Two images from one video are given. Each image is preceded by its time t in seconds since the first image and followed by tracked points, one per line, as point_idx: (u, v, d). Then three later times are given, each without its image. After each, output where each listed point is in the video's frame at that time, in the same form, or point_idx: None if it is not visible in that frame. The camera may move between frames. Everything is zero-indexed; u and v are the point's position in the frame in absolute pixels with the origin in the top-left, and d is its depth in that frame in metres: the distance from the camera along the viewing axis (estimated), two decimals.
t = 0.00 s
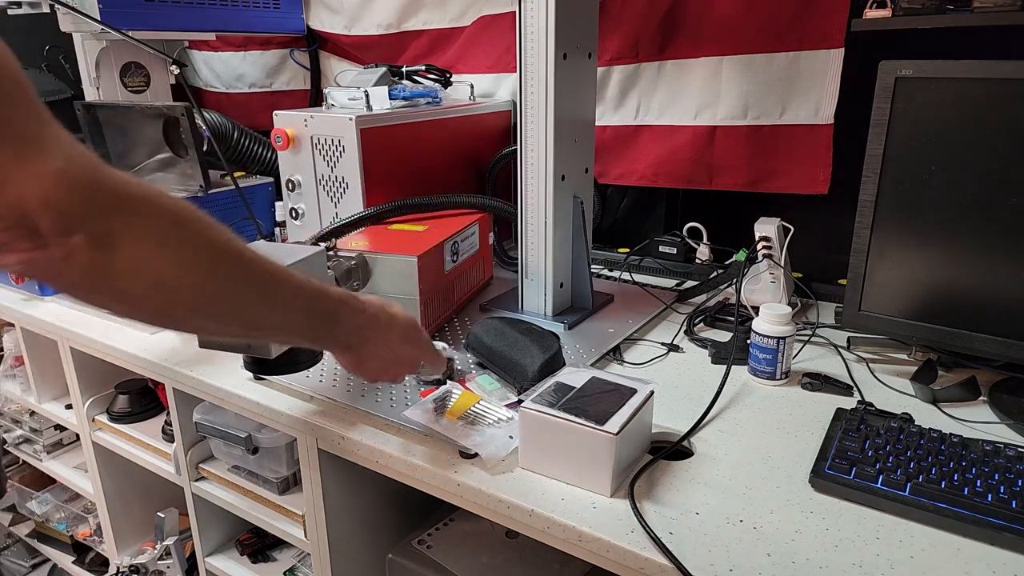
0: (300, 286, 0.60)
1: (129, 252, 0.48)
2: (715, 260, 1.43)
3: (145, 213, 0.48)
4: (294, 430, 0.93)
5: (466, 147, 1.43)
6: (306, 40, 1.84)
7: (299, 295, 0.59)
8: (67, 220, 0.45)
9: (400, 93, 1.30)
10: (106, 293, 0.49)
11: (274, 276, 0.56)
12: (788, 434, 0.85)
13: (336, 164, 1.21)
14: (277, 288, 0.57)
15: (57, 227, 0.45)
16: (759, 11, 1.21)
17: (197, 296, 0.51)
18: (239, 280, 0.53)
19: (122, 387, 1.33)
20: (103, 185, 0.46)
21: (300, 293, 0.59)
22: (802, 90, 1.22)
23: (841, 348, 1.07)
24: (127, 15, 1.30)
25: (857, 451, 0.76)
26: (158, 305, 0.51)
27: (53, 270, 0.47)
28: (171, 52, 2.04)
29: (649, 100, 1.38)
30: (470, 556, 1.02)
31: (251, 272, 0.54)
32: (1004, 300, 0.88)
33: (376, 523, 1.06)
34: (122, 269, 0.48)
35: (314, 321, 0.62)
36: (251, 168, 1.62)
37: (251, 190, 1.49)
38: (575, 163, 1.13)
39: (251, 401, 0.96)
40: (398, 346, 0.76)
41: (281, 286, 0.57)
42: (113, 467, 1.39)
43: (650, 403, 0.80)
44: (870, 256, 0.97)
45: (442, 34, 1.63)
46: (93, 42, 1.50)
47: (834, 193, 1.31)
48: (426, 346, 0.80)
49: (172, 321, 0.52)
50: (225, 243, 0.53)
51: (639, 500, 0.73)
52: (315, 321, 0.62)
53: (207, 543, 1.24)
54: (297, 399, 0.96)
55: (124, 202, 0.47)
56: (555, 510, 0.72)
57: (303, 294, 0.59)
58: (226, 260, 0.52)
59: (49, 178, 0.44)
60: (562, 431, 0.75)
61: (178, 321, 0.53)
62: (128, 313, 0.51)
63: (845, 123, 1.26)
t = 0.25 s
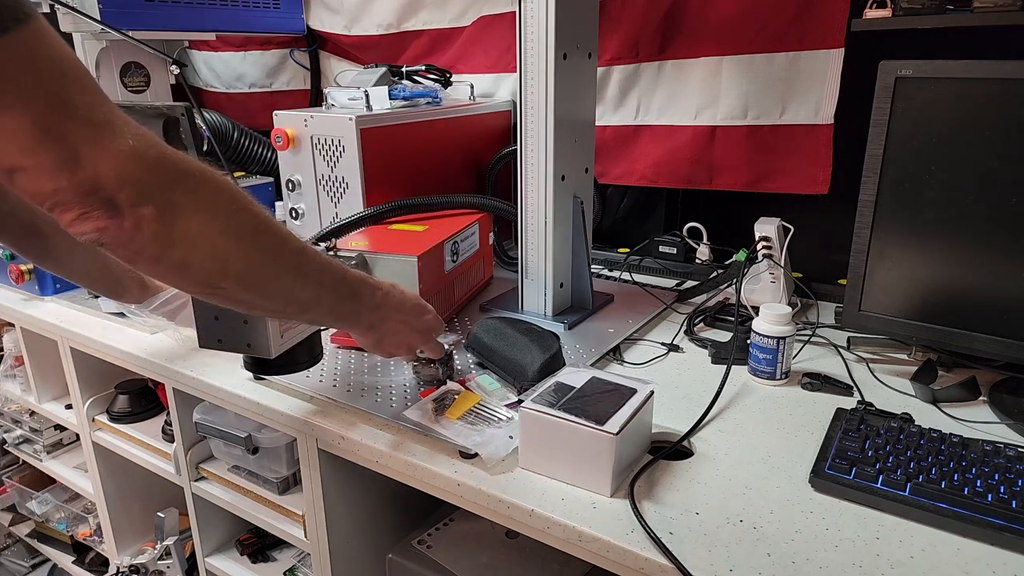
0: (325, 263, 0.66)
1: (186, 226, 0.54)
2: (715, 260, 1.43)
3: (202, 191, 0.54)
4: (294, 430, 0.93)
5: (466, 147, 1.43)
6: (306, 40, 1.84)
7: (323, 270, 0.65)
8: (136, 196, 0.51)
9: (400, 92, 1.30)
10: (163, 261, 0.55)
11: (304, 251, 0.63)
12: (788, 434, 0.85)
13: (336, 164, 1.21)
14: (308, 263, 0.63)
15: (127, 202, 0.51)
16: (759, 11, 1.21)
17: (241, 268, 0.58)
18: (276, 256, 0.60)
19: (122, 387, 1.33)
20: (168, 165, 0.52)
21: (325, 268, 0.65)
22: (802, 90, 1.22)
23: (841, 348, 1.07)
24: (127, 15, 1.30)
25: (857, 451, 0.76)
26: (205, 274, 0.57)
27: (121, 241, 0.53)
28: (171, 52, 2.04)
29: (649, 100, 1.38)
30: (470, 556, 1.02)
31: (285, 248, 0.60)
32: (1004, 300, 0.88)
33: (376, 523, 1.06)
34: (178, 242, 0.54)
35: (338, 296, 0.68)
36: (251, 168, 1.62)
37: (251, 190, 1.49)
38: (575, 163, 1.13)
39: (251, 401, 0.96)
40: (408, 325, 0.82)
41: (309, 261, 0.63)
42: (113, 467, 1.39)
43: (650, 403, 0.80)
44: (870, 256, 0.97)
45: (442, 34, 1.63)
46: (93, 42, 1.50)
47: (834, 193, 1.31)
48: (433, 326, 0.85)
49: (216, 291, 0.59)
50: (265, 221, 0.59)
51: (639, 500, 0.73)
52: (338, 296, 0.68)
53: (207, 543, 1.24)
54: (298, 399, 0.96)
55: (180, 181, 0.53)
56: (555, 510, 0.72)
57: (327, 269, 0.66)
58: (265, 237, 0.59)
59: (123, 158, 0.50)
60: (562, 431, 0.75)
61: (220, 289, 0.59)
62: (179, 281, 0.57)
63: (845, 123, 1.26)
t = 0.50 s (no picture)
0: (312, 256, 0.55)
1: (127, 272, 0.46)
2: (715, 260, 1.43)
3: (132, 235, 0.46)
4: (294, 430, 0.93)
5: (466, 147, 1.43)
6: (306, 40, 1.84)
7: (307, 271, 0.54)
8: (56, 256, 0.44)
9: (400, 92, 1.30)
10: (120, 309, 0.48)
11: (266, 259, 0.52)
12: (788, 434, 0.85)
13: (336, 164, 1.21)
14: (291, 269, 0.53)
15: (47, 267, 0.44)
16: (759, 11, 1.21)
17: (217, 302, 0.50)
18: (249, 273, 0.50)
19: (122, 387, 1.33)
20: (74, 222, 0.44)
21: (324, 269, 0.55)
22: (802, 90, 1.22)
23: (841, 348, 1.07)
24: (126, 15, 1.30)
25: (857, 451, 0.76)
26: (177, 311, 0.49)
27: (62, 307, 0.46)
28: (171, 52, 2.04)
29: (649, 100, 1.38)
30: (470, 556, 1.02)
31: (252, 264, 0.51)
32: (1004, 300, 0.88)
33: (376, 523, 1.06)
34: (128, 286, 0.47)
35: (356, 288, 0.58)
36: (251, 168, 1.62)
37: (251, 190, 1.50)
38: (575, 163, 1.13)
39: (251, 401, 0.96)
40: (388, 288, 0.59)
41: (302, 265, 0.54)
42: (113, 467, 1.39)
43: (650, 403, 0.80)
44: (870, 256, 0.97)
45: (442, 34, 1.63)
46: (93, 42, 1.50)
47: (834, 193, 1.31)
48: (425, 273, 0.64)
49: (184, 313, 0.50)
50: (216, 241, 0.49)
51: (639, 500, 0.73)
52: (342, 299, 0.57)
53: (207, 543, 1.24)
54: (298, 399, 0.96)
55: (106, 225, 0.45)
56: (555, 510, 0.72)
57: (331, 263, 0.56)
58: (226, 258, 0.49)
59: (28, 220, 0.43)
60: (562, 431, 0.75)
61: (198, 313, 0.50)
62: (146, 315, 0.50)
63: (845, 123, 1.26)
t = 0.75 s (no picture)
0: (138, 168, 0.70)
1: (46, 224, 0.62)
2: (715, 260, 1.44)
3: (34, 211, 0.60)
4: (294, 430, 0.93)
5: (466, 147, 1.43)
6: (306, 40, 1.84)
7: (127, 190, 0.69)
8: None
9: (400, 93, 1.30)
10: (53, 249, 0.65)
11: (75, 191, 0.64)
12: (788, 434, 0.85)
13: (337, 164, 1.21)
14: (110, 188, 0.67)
15: None
16: (759, 11, 1.21)
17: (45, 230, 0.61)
18: (79, 200, 0.64)
19: (122, 386, 1.33)
20: None
21: (134, 172, 0.68)
22: (802, 90, 1.22)
23: (842, 348, 1.07)
24: (127, 15, 1.30)
25: (857, 451, 0.76)
26: (59, 244, 0.63)
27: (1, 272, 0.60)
28: (171, 52, 2.04)
29: (649, 100, 1.38)
30: (470, 556, 1.02)
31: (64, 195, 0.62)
32: (1004, 300, 0.88)
33: (376, 523, 1.06)
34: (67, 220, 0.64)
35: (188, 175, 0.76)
36: (251, 168, 1.62)
37: (251, 191, 1.50)
38: (575, 163, 1.13)
39: (251, 401, 0.96)
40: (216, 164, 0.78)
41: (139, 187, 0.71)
42: (113, 467, 1.39)
43: (650, 403, 0.80)
44: (870, 256, 0.97)
45: (442, 34, 1.63)
46: (93, 42, 1.50)
47: (834, 193, 1.31)
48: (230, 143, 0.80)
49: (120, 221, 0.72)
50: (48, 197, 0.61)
51: (639, 500, 0.73)
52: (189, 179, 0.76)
53: (207, 543, 1.24)
54: (299, 400, 0.96)
55: None
56: (555, 510, 0.72)
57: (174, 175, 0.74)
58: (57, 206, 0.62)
59: None
60: (562, 431, 0.74)
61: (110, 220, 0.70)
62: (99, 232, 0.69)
63: (845, 123, 1.26)
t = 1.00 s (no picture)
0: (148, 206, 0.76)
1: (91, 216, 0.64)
2: (715, 260, 1.44)
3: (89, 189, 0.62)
4: (295, 430, 0.93)
5: (465, 147, 1.43)
6: (306, 40, 1.84)
7: (144, 209, 0.74)
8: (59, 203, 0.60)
9: (400, 93, 1.30)
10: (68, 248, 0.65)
11: (124, 196, 0.68)
12: (788, 434, 0.85)
13: (337, 164, 1.21)
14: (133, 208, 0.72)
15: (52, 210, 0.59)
16: (759, 11, 1.21)
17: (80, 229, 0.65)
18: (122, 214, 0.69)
19: (122, 386, 1.33)
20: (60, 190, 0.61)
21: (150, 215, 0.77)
22: (802, 90, 1.22)
23: (842, 348, 1.07)
24: (127, 15, 1.30)
25: (857, 451, 0.76)
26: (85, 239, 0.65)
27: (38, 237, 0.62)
28: (171, 52, 2.04)
29: (649, 100, 1.38)
30: (470, 556, 1.02)
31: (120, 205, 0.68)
32: (1004, 300, 0.88)
33: (376, 523, 1.06)
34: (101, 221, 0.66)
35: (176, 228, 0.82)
36: (251, 168, 1.62)
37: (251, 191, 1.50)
38: (575, 163, 1.13)
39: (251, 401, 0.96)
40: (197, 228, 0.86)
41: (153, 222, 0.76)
42: (113, 467, 1.39)
43: (650, 403, 0.80)
44: (870, 256, 0.97)
45: (442, 34, 1.63)
46: (93, 42, 1.50)
47: (834, 193, 1.31)
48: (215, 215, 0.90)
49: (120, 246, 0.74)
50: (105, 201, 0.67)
51: (639, 500, 0.73)
52: (193, 227, 0.84)
53: (207, 543, 1.24)
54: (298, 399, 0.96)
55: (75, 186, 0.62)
56: (555, 510, 0.72)
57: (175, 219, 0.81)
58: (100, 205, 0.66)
59: (54, 174, 0.58)
60: (562, 431, 0.74)
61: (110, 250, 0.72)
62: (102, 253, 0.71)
63: (845, 123, 1.26)
